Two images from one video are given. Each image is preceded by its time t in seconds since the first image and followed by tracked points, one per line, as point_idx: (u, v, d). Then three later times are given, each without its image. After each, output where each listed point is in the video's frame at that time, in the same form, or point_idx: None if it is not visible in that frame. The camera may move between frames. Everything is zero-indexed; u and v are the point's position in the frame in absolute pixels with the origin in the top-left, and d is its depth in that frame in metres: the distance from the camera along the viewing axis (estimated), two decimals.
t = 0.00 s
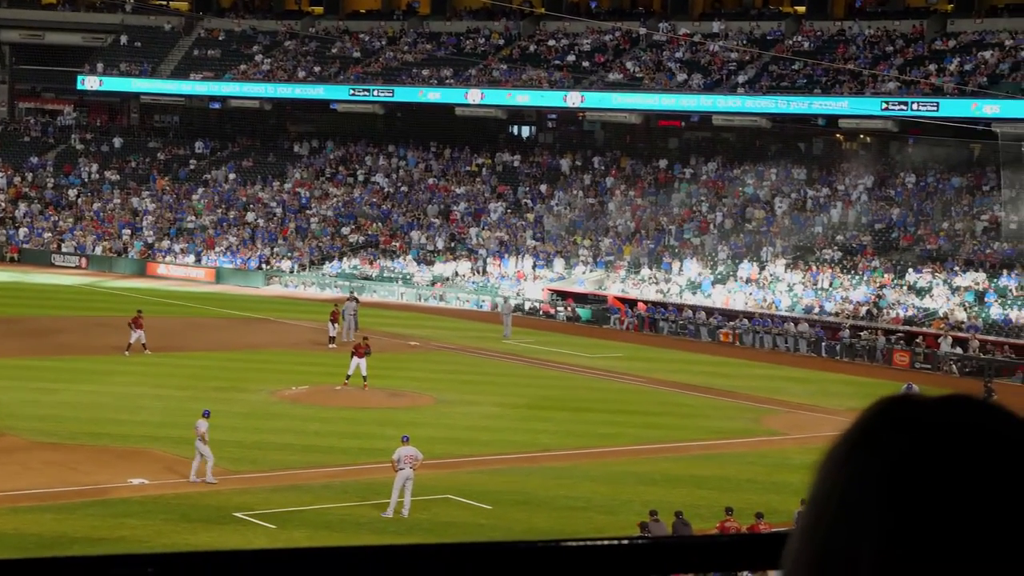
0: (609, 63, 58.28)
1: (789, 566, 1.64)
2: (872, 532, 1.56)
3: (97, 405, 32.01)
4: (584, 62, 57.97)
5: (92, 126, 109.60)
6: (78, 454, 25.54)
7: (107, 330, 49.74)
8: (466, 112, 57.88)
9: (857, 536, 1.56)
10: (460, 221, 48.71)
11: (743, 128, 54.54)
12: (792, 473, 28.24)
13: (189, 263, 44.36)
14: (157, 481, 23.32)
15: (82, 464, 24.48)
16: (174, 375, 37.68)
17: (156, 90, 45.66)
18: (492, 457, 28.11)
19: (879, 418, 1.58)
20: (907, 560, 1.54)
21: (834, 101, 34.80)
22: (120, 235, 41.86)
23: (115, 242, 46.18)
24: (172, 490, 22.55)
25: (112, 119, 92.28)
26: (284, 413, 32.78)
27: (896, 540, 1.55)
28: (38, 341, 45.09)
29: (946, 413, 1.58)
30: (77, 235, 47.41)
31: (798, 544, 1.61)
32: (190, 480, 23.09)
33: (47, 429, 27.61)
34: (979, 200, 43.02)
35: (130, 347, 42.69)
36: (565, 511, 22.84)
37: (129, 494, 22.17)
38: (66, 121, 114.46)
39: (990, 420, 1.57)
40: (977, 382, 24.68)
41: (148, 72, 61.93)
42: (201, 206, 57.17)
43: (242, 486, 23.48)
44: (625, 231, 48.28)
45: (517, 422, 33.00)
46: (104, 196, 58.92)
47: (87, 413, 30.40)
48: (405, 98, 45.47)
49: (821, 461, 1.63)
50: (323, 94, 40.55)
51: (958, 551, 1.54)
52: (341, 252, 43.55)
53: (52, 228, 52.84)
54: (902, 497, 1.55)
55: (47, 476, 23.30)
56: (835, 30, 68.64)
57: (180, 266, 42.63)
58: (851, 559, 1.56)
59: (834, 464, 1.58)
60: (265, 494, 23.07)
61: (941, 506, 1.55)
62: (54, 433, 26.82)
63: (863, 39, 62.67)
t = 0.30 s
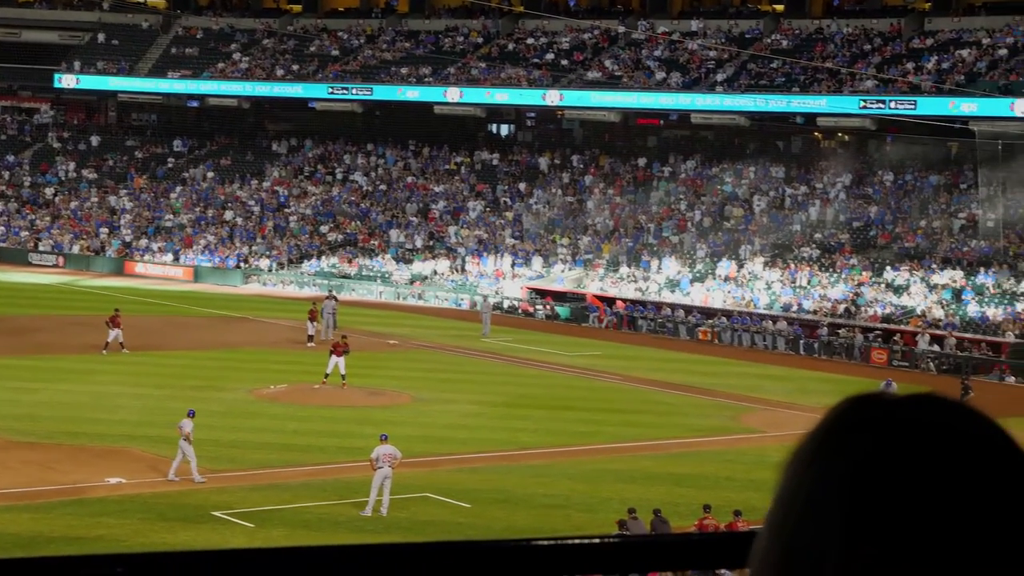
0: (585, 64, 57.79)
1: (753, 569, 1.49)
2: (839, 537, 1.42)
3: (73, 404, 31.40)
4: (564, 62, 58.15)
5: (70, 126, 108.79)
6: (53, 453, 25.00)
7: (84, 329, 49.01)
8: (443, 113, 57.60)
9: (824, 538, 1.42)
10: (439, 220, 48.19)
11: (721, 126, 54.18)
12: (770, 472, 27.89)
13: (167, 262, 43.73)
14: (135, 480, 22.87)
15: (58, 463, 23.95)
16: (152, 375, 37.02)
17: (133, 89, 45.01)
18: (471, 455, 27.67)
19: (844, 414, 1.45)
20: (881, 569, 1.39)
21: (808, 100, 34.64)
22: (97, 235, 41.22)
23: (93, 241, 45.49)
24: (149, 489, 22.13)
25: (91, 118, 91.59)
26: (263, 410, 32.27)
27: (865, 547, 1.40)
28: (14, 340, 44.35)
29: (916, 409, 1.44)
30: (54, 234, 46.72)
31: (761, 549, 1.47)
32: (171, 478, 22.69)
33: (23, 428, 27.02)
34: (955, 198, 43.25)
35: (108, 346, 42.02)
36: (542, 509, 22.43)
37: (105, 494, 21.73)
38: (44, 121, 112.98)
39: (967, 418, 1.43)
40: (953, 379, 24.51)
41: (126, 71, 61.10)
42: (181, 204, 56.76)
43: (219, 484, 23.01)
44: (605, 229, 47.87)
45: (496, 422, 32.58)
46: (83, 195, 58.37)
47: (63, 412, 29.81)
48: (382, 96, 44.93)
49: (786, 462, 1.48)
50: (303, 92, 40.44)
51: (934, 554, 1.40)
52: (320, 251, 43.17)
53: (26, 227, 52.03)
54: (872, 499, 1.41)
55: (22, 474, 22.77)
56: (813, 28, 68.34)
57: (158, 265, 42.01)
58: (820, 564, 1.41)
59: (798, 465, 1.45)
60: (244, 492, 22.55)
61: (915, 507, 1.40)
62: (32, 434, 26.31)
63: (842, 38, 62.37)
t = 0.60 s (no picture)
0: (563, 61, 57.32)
1: (720, 566, 1.46)
2: (806, 535, 1.39)
3: (47, 401, 30.73)
4: (541, 58, 57.31)
5: (46, 122, 107.31)
6: (28, 450, 24.43)
7: (58, 326, 48.21)
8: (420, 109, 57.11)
9: (793, 538, 1.39)
10: (416, 216, 47.68)
11: (700, 123, 53.82)
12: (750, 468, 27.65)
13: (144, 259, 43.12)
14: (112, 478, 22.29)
15: (32, 461, 23.39)
16: (128, 372, 36.38)
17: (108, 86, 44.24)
18: (450, 452, 27.31)
19: (815, 408, 1.41)
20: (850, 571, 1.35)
21: (788, 96, 34.33)
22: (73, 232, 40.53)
23: (68, 238, 44.73)
24: (128, 486, 21.53)
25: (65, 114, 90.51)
26: (240, 406, 31.75)
27: (828, 541, 1.38)
28: None
29: (888, 402, 1.42)
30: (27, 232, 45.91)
31: (725, 550, 1.44)
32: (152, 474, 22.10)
33: None
34: (934, 196, 42.79)
35: (84, 342, 41.31)
36: (521, 506, 22.12)
37: (81, 491, 21.11)
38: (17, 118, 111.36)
39: (941, 414, 1.40)
40: (931, 376, 24.36)
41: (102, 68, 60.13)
42: (157, 201, 55.89)
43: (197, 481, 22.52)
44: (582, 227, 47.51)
45: (475, 418, 32.19)
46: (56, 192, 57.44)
47: (38, 409, 29.19)
48: (359, 92, 44.32)
49: (753, 456, 1.45)
50: (279, 89, 39.82)
51: (887, 548, 1.37)
52: (297, 248, 42.60)
53: None
54: (841, 498, 1.37)
55: None
56: (790, 25, 68.09)
57: (133, 262, 41.37)
58: (785, 565, 1.37)
59: (766, 459, 1.41)
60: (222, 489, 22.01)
61: (885, 502, 1.36)
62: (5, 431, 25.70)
63: (820, 34, 62.10)
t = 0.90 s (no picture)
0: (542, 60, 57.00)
1: (690, 561, 1.58)
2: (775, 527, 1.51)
3: (25, 401, 30.28)
4: (520, 56, 57.25)
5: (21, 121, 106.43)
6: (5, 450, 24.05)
7: (35, 325, 47.59)
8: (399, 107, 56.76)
9: (761, 531, 1.51)
10: (395, 215, 47.40)
11: (678, 120, 53.62)
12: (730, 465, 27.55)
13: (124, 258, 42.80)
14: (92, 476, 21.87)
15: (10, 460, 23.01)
16: (106, 371, 35.94)
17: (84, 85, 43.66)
18: (430, 450, 27.14)
19: (784, 409, 1.53)
20: (815, 561, 1.48)
21: (767, 94, 34.19)
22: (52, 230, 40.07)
23: (46, 237, 44.17)
24: (107, 485, 21.12)
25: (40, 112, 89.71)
26: (220, 405, 31.41)
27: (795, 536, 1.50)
28: None
29: (854, 407, 1.53)
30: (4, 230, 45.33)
31: (698, 545, 1.55)
32: (139, 472, 21.80)
33: None
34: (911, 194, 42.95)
35: (63, 342, 40.82)
36: (501, 504, 21.97)
37: (60, 491, 20.73)
38: None
39: (898, 420, 1.53)
40: (909, 373, 24.35)
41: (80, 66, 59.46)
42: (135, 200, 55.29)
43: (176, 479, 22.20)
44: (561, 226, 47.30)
45: (456, 417, 31.97)
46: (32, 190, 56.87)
47: (14, 409, 28.76)
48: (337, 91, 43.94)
49: (721, 458, 1.57)
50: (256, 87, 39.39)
51: (850, 547, 1.49)
52: (275, 246, 42.32)
53: None
54: (803, 492, 1.51)
55: None
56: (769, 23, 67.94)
57: (112, 261, 40.91)
58: (755, 557, 1.49)
59: (735, 460, 1.53)
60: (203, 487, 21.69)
61: (839, 494, 1.50)
62: None
63: (797, 33, 62.07)
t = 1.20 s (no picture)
0: (522, 59, 56.53)
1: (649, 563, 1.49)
2: (739, 531, 1.42)
3: None
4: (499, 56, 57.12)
5: None
6: None
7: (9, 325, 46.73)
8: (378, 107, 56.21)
9: (724, 530, 1.43)
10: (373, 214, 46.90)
11: (657, 120, 53.22)
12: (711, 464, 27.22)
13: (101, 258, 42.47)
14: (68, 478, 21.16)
15: None
16: (82, 372, 35.24)
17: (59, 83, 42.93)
18: (409, 450, 26.73)
19: (747, 407, 1.44)
20: (780, 567, 1.39)
21: (746, 93, 33.96)
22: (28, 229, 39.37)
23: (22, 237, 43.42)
24: (84, 486, 20.44)
25: (18, 112, 89.26)
26: (197, 405, 30.82)
27: (763, 538, 1.41)
28: None
29: (820, 406, 1.45)
30: None
31: (657, 548, 1.47)
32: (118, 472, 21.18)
33: None
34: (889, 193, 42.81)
35: (39, 342, 40.06)
36: (479, 505, 21.56)
37: (37, 492, 20.05)
38: None
39: (864, 419, 1.44)
40: (888, 372, 24.15)
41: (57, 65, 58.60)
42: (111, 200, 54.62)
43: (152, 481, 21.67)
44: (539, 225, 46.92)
45: (435, 417, 31.51)
46: (11, 189, 56.43)
47: None
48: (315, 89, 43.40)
49: (681, 458, 1.49)
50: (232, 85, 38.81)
51: (816, 551, 1.40)
52: (252, 246, 41.90)
53: None
54: (768, 492, 1.42)
55: None
56: (747, 22, 67.67)
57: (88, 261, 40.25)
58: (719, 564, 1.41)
59: (696, 459, 1.45)
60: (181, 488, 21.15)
61: (816, 497, 1.41)
62: None
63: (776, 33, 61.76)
